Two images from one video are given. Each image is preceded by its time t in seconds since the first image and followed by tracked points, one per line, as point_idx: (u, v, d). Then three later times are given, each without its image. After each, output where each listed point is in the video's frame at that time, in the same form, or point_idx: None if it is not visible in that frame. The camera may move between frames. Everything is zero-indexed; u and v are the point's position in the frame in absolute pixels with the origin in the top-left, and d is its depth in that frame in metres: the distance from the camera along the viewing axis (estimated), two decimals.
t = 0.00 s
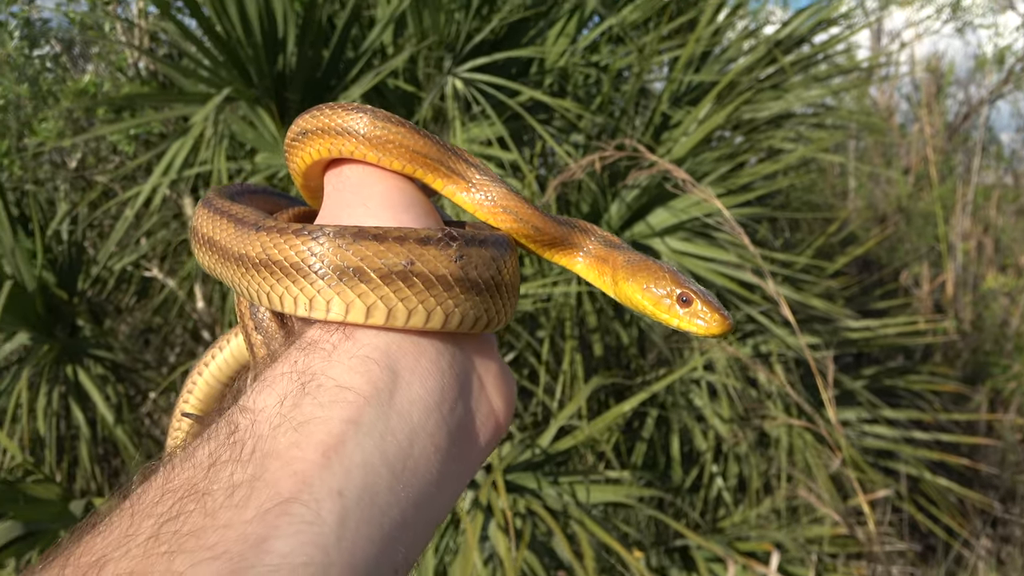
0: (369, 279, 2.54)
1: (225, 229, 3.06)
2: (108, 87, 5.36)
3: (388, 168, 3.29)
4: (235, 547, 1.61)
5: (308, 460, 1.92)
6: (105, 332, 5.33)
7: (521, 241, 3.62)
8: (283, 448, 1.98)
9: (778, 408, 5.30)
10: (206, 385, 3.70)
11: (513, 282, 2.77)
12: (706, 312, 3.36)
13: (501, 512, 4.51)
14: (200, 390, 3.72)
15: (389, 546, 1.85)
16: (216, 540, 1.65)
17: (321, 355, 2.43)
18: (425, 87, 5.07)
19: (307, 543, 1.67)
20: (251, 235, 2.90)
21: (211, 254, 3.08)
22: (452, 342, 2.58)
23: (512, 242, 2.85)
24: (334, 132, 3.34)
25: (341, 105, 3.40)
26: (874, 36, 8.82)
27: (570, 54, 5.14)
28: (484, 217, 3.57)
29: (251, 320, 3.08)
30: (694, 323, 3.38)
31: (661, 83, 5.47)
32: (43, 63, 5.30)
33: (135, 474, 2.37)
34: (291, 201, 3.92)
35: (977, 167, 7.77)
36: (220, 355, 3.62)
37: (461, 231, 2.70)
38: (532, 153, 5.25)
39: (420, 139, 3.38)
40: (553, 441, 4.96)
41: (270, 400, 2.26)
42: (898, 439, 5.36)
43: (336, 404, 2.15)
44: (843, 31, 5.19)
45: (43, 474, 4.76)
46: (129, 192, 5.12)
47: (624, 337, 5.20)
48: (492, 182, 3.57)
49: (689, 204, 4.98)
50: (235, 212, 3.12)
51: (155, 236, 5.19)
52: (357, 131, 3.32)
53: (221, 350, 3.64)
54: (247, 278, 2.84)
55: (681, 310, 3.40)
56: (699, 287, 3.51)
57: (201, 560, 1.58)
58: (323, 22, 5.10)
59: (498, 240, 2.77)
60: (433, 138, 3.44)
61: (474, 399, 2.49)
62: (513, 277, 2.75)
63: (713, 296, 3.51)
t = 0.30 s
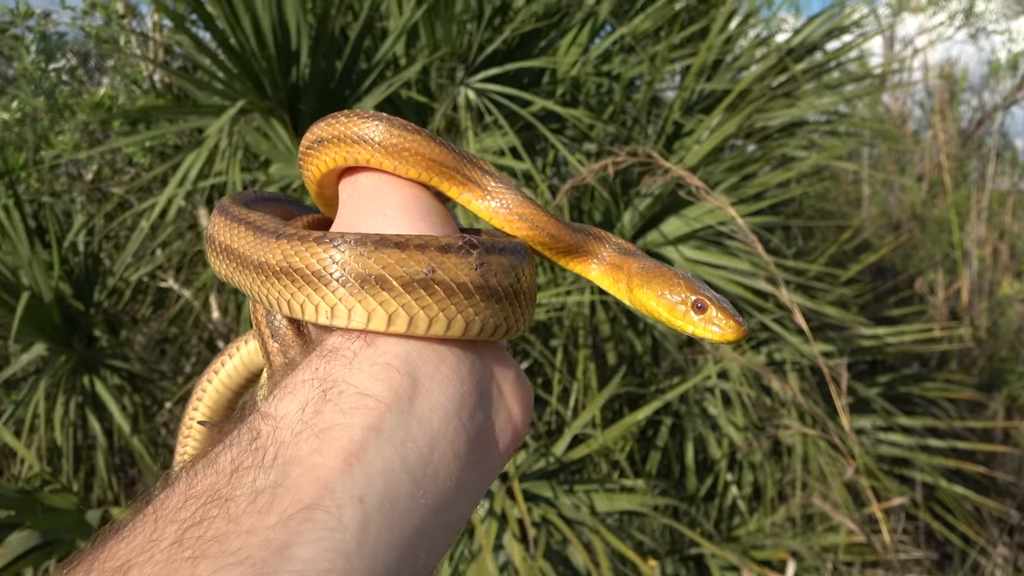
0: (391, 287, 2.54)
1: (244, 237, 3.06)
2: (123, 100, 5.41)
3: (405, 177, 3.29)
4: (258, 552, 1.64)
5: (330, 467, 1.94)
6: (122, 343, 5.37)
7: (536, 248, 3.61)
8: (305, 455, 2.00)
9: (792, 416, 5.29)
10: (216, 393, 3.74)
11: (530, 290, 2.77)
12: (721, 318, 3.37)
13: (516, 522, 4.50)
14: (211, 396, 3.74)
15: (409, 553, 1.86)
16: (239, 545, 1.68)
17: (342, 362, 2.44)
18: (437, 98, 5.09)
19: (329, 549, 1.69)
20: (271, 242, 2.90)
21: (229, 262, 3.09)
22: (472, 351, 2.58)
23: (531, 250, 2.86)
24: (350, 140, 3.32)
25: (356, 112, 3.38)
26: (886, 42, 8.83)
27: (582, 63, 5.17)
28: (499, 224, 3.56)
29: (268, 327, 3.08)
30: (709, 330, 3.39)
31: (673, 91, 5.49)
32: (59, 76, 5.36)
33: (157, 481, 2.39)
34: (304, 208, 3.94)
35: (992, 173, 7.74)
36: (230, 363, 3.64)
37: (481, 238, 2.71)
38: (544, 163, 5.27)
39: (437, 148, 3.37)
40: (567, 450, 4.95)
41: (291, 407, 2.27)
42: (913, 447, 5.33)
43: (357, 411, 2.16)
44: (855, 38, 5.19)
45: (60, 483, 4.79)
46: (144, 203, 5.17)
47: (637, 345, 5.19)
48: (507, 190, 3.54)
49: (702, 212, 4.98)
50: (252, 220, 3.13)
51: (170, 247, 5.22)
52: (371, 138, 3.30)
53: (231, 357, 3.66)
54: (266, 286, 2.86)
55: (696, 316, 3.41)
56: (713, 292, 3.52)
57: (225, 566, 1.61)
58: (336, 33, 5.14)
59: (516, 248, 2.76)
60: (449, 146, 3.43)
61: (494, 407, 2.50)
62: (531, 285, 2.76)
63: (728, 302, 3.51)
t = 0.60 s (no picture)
0: (411, 300, 2.53)
1: (264, 249, 3.11)
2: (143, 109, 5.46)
3: (424, 192, 3.28)
4: (278, 561, 1.67)
5: (348, 477, 1.96)
6: (138, 350, 5.40)
7: (553, 264, 3.63)
8: (324, 465, 2.01)
9: (806, 428, 5.27)
10: (231, 403, 3.74)
11: (545, 304, 2.82)
12: (735, 336, 3.39)
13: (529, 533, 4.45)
14: (227, 406, 3.75)
15: (423, 562, 1.91)
16: (259, 553, 1.70)
17: (361, 374, 2.41)
18: (454, 108, 5.12)
19: (348, 558, 1.73)
20: (293, 255, 2.91)
21: (250, 272, 3.12)
22: (488, 364, 2.59)
23: (546, 265, 2.89)
24: (370, 155, 3.35)
25: (377, 127, 3.42)
26: (903, 54, 8.83)
27: (598, 74, 5.20)
28: (517, 240, 3.57)
29: (285, 337, 3.08)
30: (723, 347, 3.40)
31: (690, 102, 5.52)
32: (80, 85, 5.41)
33: (174, 489, 2.37)
34: (323, 222, 3.98)
35: (1009, 186, 7.72)
36: (246, 373, 3.67)
37: (499, 253, 2.72)
38: (560, 174, 5.31)
39: (457, 164, 3.37)
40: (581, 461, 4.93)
41: (311, 417, 2.26)
42: (928, 460, 5.31)
43: (375, 421, 2.16)
44: (872, 51, 5.19)
45: (75, 489, 4.82)
46: (162, 212, 5.21)
47: (651, 356, 5.19)
48: (525, 207, 3.57)
49: (717, 223, 4.97)
50: (274, 232, 3.18)
51: (187, 254, 5.25)
52: (391, 153, 3.33)
53: (247, 367, 3.70)
54: (287, 297, 2.87)
55: (709, 334, 3.42)
56: (728, 311, 3.54)
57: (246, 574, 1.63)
58: (354, 43, 5.17)
59: (533, 264, 2.81)
60: (469, 163, 3.44)
61: (510, 421, 2.52)
62: (546, 299, 2.80)
63: (742, 320, 3.53)
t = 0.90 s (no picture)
0: (408, 297, 2.63)
1: (262, 249, 3.21)
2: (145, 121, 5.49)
3: (422, 191, 3.31)
4: (276, 555, 1.69)
5: (346, 472, 2.00)
6: (142, 361, 5.41)
7: (551, 261, 3.63)
8: (322, 461, 2.05)
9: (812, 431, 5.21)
10: (232, 406, 3.75)
11: (543, 299, 2.88)
12: (734, 329, 3.41)
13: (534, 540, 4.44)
14: (228, 410, 3.77)
15: (423, 557, 1.93)
16: (257, 548, 1.72)
17: (359, 370, 2.49)
18: (455, 116, 5.14)
19: (346, 552, 1.75)
20: (292, 254, 3.00)
21: (248, 273, 3.22)
22: (486, 359, 2.67)
23: (543, 261, 2.97)
24: (367, 155, 3.38)
25: (373, 127, 3.45)
26: (905, 57, 8.84)
27: (599, 81, 5.21)
28: (515, 238, 3.57)
29: (284, 337, 3.17)
30: (722, 340, 3.42)
31: (691, 107, 5.52)
32: (83, 97, 5.44)
33: (174, 488, 2.41)
34: (321, 222, 4.03)
35: (1013, 187, 7.71)
36: (246, 377, 3.70)
37: (496, 249, 2.80)
38: (561, 180, 5.31)
39: (453, 162, 3.40)
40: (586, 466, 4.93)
41: (310, 414, 2.32)
42: (934, 463, 5.29)
43: (374, 417, 2.22)
44: (873, 54, 5.20)
45: (80, 500, 4.82)
46: (165, 222, 5.23)
47: (654, 361, 5.19)
48: (522, 204, 3.56)
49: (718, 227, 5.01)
50: (271, 232, 3.28)
51: (190, 265, 5.27)
52: (388, 153, 3.36)
53: (248, 371, 3.71)
54: (286, 296, 2.96)
55: (709, 328, 3.45)
56: (726, 304, 3.55)
57: (244, 568, 1.65)
58: (354, 53, 5.19)
59: (530, 259, 2.89)
60: (465, 161, 3.46)
61: (510, 417, 2.59)
62: (544, 294, 2.86)
63: (741, 314, 3.54)
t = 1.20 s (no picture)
0: (411, 298, 2.66)
1: (266, 250, 3.28)
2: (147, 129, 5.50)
3: (424, 190, 3.42)
4: (280, 560, 1.75)
5: (350, 475, 2.07)
6: (146, 369, 5.42)
7: (555, 260, 3.65)
8: (326, 463, 2.12)
9: (815, 435, 5.18)
10: (237, 408, 3.76)
11: (547, 301, 2.94)
12: (739, 328, 3.40)
13: (538, 546, 4.42)
14: (233, 412, 3.78)
15: (425, 561, 1.99)
16: (261, 553, 1.79)
17: (363, 372, 2.55)
18: (457, 122, 5.15)
19: (349, 557, 1.81)
20: (294, 255, 3.07)
21: (251, 275, 3.25)
22: (491, 362, 2.72)
23: (547, 261, 3.02)
24: (371, 155, 3.49)
25: (376, 128, 3.56)
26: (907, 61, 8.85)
27: (600, 86, 5.22)
28: (518, 237, 3.61)
29: (288, 338, 3.23)
30: (727, 339, 3.43)
31: (693, 112, 5.53)
32: (85, 106, 5.46)
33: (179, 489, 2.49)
34: (324, 222, 4.13)
35: (1016, 190, 7.71)
36: (251, 377, 3.69)
37: (500, 250, 2.84)
38: (563, 186, 5.32)
39: (455, 162, 3.50)
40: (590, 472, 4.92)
41: (313, 416, 2.39)
42: (938, 467, 5.28)
43: (377, 420, 2.29)
44: (875, 58, 5.20)
45: (84, 508, 4.81)
46: (167, 230, 5.23)
47: (658, 366, 5.19)
48: (525, 203, 3.64)
49: (721, 233, 5.00)
50: (274, 232, 3.36)
51: (193, 273, 5.28)
52: (391, 153, 3.46)
53: (253, 371, 3.72)
54: (288, 297, 3.01)
55: (713, 326, 3.45)
56: (731, 304, 3.56)
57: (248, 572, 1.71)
58: (356, 60, 5.20)
59: (534, 260, 2.93)
60: (468, 161, 3.56)
61: (514, 418, 2.65)
62: (549, 295, 2.93)
63: (746, 313, 3.55)
